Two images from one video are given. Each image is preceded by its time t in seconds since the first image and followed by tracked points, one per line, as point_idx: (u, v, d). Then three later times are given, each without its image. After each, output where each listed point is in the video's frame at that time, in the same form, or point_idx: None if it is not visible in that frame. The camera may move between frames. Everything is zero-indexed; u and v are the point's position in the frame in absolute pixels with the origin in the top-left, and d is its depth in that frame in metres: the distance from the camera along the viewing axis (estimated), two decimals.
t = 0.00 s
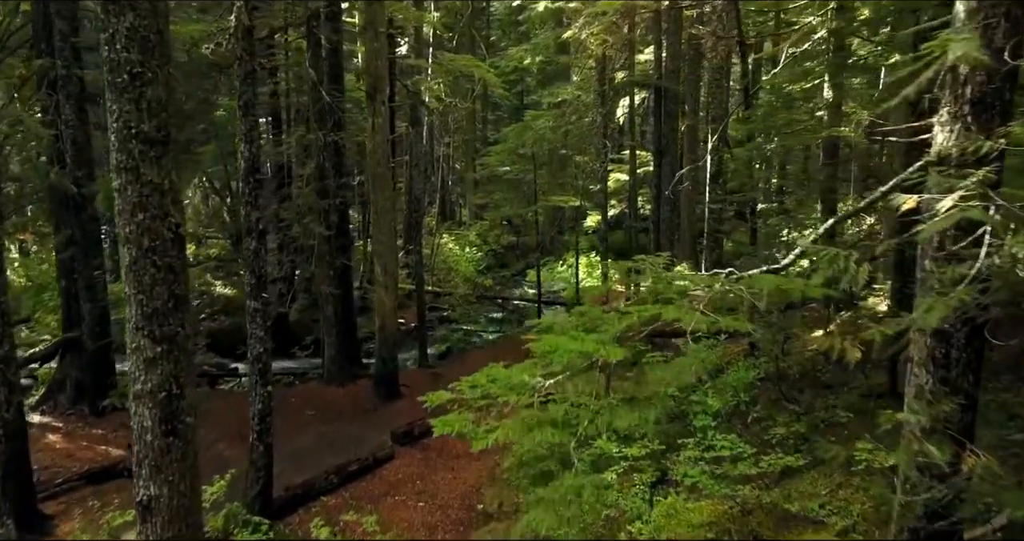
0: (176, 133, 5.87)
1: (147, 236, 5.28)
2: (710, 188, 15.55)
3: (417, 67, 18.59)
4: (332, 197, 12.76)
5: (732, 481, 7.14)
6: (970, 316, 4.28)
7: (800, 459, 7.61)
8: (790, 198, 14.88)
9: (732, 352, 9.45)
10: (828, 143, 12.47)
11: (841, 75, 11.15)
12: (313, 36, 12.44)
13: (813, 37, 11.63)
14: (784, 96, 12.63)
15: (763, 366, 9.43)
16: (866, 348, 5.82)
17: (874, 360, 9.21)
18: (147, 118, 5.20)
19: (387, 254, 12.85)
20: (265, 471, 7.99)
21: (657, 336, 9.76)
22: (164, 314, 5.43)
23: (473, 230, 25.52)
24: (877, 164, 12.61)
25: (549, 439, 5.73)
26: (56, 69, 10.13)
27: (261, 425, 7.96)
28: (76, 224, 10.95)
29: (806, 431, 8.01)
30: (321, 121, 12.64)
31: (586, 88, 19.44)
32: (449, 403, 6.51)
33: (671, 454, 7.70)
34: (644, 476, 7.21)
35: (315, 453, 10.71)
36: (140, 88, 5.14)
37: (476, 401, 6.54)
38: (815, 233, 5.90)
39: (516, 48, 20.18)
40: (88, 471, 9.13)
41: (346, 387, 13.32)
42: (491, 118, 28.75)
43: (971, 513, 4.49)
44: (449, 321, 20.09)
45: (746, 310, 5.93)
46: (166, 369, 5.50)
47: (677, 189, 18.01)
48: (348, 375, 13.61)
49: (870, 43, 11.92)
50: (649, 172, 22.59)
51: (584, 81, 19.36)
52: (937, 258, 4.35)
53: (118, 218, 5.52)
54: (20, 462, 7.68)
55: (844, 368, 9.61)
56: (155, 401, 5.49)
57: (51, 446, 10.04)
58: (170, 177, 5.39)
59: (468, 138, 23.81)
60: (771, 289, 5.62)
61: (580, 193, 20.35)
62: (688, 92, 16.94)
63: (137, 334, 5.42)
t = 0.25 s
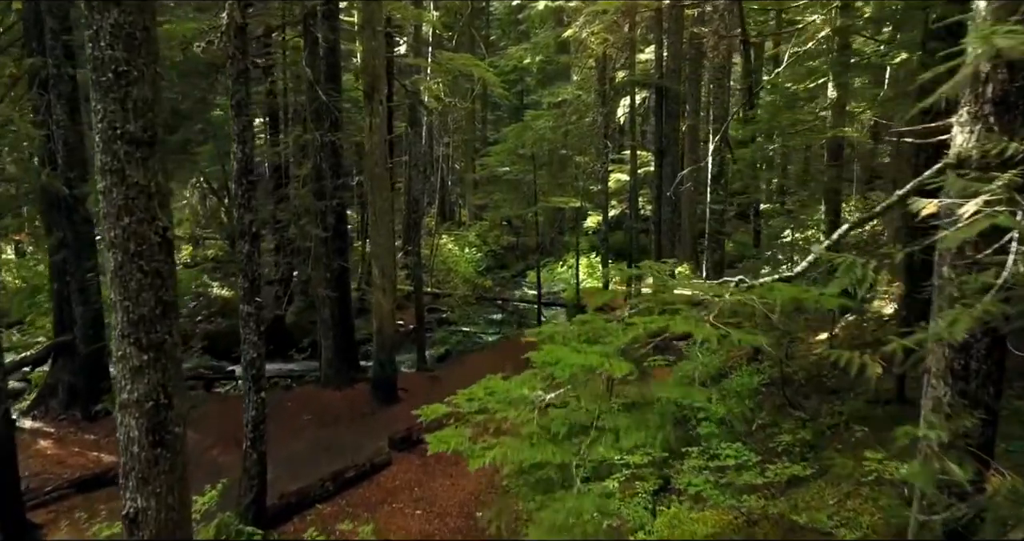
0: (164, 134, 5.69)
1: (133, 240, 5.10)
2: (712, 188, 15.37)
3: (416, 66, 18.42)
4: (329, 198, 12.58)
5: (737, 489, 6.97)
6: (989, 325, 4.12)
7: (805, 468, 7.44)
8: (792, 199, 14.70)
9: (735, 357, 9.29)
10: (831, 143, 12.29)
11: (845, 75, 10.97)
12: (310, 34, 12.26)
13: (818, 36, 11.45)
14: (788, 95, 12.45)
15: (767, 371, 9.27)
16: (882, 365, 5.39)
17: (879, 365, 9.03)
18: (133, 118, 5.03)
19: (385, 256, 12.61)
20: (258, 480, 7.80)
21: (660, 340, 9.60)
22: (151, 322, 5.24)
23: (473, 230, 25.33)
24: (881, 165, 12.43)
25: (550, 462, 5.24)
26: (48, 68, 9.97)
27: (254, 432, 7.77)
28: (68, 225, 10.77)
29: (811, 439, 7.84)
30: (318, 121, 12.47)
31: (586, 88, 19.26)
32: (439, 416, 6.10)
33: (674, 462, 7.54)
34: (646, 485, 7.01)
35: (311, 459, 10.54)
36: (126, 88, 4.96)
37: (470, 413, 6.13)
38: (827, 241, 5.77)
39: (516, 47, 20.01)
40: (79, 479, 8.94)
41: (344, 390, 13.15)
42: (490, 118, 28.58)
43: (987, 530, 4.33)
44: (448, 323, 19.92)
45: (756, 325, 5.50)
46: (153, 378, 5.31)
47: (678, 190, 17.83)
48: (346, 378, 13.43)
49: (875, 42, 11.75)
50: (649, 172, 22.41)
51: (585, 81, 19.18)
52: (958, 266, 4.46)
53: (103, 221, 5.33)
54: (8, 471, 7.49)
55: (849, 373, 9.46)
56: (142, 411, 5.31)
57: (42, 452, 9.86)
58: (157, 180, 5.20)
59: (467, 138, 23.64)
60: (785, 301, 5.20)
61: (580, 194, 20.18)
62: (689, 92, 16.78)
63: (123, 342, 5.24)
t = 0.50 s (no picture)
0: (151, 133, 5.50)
1: (117, 244, 4.91)
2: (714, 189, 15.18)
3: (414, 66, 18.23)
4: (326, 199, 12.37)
5: (744, 498, 6.81)
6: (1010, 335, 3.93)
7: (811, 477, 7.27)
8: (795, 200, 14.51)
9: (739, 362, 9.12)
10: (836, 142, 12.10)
11: (850, 74, 10.79)
12: (306, 33, 12.07)
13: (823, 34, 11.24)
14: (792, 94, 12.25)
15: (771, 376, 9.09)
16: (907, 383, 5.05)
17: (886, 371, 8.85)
18: (118, 118, 4.84)
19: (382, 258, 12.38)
20: (251, 488, 7.61)
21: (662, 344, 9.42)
22: (137, 329, 5.05)
23: (472, 231, 25.13)
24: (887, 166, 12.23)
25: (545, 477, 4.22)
26: (38, 67, 9.81)
27: (247, 439, 7.59)
28: (60, 227, 10.60)
29: (817, 446, 7.67)
30: (314, 121, 12.26)
31: (586, 87, 19.08)
32: (418, 422, 5.11)
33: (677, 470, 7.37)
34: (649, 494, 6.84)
35: (307, 464, 10.35)
36: (109, 86, 4.78)
37: (453, 423, 5.26)
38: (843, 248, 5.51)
39: (516, 46, 19.81)
40: (69, 486, 8.74)
41: (341, 394, 12.95)
42: (490, 117, 28.38)
43: None
44: (447, 325, 19.75)
45: (770, 335, 4.76)
46: (139, 387, 5.12)
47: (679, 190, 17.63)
48: (344, 381, 13.23)
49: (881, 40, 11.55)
50: (650, 172, 22.20)
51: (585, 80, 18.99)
52: (978, 274, 4.51)
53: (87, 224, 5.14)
54: None
55: (855, 378, 9.27)
56: (127, 422, 5.12)
57: (33, 458, 9.67)
58: (142, 181, 5.01)
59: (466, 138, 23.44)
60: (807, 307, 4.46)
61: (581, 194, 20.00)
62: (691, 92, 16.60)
63: (107, 350, 5.05)
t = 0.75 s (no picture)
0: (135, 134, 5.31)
1: (99, 249, 4.72)
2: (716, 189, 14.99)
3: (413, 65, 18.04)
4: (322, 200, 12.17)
5: (750, 509, 6.62)
6: None
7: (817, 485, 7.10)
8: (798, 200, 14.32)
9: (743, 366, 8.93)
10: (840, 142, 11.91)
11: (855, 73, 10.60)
12: (302, 32, 11.87)
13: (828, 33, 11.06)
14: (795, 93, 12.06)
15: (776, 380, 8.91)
16: (923, 398, 4.80)
17: (893, 376, 8.67)
18: (100, 118, 4.66)
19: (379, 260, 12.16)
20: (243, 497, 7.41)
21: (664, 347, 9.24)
22: (119, 337, 4.86)
23: (472, 231, 24.94)
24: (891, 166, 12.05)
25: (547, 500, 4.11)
26: (28, 66, 9.63)
27: (239, 447, 7.41)
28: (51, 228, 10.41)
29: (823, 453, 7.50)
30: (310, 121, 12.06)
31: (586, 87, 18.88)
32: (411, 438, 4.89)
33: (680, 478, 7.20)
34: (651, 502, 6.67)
35: (303, 470, 10.17)
36: (90, 84, 4.60)
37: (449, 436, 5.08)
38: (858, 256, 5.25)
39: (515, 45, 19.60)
40: (59, 494, 8.53)
41: (338, 397, 12.75)
42: (490, 117, 28.17)
43: None
44: (446, 326, 19.57)
45: (783, 349, 4.49)
46: (121, 397, 4.93)
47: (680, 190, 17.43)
48: (341, 384, 13.03)
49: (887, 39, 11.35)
50: (651, 172, 21.99)
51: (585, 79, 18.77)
52: (1000, 283, 4.49)
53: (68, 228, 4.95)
54: None
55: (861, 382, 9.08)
56: (110, 433, 4.93)
57: (22, 465, 9.47)
58: (126, 184, 4.82)
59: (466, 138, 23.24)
60: (823, 322, 4.14)
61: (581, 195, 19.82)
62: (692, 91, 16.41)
63: (89, 359, 4.86)
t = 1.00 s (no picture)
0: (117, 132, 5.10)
1: (79, 254, 4.54)
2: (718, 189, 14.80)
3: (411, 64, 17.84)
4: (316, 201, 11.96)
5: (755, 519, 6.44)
6: None
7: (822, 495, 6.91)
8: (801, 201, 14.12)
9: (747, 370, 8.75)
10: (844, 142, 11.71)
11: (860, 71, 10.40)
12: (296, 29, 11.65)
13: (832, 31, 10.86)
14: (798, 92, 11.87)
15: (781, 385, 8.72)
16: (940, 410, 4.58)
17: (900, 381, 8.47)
18: (80, 116, 4.48)
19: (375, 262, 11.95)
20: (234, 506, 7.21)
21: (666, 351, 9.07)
22: (98, 345, 4.66)
23: (471, 231, 24.74)
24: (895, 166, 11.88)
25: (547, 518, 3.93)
26: (16, 63, 9.45)
27: (229, 455, 7.23)
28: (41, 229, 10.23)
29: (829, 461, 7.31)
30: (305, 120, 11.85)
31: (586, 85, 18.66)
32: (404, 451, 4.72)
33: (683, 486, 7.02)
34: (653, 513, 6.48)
35: (297, 477, 9.94)
36: (68, 81, 4.41)
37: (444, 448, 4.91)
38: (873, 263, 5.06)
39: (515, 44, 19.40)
40: (46, 502, 8.29)
41: (334, 401, 12.54)
42: (490, 116, 27.96)
43: None
44: (445, 328, 19.36)
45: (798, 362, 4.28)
46: (101, 408, 4.73)
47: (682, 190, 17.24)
48: (337, 388, 12.81)
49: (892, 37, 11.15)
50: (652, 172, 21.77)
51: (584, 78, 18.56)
52: None
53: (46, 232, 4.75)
54: None
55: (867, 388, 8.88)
56: (90, 445, 4.73)
57: (11, 472, 9.25)
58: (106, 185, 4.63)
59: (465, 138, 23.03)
60: (841, 334, 3.91)
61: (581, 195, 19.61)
62: (693, 90, 16.21)
63: (68, 369, 4.65)
